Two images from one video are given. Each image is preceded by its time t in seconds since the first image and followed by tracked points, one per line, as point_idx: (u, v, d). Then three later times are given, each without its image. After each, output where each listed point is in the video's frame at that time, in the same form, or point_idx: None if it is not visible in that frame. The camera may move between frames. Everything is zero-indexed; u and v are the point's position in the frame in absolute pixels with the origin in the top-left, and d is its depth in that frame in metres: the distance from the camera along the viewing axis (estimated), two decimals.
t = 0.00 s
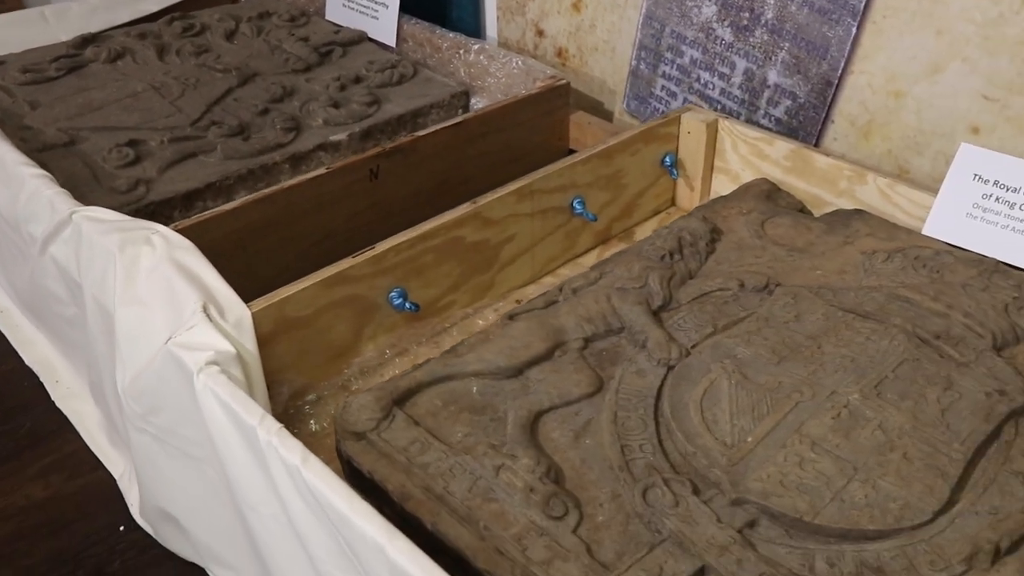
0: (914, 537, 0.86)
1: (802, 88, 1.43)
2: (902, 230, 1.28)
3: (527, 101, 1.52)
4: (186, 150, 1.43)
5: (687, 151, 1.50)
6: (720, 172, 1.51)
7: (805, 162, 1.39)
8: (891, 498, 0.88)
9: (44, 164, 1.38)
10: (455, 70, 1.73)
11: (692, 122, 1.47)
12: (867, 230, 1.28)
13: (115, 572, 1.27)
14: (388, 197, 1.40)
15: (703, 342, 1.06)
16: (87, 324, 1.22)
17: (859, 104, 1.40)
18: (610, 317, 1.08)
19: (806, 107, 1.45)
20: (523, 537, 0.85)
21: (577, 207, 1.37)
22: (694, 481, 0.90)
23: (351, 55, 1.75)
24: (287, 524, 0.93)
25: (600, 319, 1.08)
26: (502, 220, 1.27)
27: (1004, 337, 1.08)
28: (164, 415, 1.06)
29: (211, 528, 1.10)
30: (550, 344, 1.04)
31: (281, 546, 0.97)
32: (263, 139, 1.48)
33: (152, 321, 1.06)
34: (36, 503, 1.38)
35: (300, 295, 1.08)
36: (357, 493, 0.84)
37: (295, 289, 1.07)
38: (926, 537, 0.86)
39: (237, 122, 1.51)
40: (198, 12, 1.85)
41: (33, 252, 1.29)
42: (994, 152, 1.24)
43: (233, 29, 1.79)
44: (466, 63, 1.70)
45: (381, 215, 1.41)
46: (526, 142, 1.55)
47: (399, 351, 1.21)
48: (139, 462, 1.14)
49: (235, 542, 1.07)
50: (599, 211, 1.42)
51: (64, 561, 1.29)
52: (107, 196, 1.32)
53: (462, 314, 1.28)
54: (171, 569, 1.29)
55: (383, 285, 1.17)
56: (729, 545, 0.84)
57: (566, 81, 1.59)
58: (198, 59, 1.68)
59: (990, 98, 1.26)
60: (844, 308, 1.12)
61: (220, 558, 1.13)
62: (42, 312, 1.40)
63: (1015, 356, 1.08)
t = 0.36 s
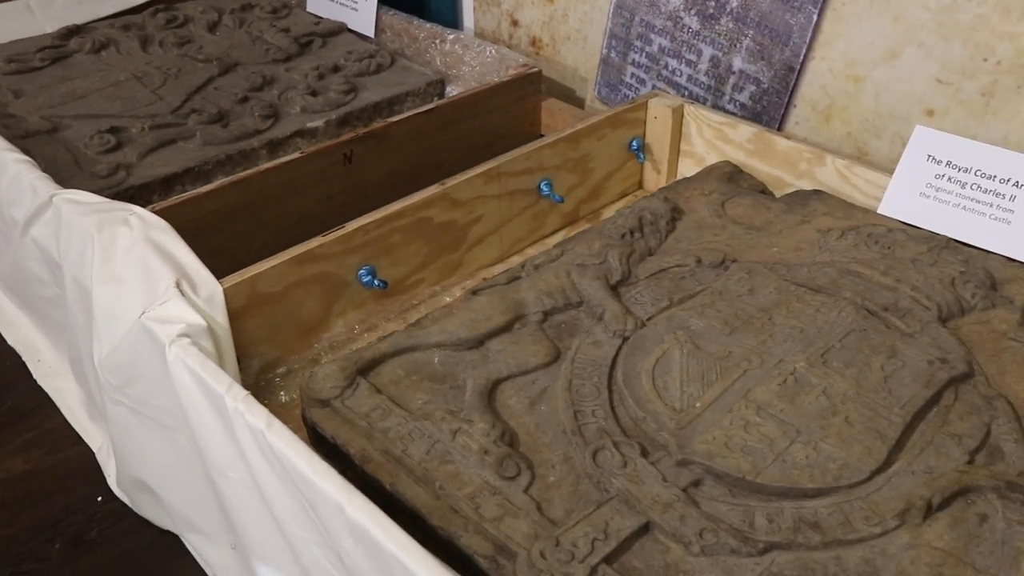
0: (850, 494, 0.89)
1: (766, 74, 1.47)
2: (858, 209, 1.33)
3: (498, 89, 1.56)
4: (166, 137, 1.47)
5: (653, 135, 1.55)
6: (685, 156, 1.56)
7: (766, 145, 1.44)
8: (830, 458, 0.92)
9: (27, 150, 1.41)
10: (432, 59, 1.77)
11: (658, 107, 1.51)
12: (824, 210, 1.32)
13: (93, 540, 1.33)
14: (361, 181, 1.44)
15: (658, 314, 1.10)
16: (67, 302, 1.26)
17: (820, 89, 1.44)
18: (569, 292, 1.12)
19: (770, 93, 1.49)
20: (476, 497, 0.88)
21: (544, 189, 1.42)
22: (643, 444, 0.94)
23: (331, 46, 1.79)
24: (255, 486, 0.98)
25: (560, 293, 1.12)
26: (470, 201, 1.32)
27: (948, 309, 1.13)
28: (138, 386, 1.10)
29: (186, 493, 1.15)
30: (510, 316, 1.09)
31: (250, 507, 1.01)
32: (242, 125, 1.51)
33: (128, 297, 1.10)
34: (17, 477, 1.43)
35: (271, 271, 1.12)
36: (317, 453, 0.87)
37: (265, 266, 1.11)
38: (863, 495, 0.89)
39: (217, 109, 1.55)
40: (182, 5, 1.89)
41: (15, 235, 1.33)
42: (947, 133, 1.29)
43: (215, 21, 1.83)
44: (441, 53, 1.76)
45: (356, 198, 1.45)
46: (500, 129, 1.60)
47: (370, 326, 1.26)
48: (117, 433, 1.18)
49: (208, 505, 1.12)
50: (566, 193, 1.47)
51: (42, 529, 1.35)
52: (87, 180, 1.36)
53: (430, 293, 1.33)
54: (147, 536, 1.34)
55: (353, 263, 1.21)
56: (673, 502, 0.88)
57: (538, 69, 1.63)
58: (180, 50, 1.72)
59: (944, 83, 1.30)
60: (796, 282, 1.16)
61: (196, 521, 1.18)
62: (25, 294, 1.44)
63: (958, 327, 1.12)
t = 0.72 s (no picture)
0: (791, 455, 0.93)
1: (730, 61, 1.52)
2: (815, 190, 1.39)
3: (471, 78, 1.61)
4: (147, 125, 1.51)
5: (621, 122, 1.61)
6: (652, 142, 1.62)
7: (729, 130, 1.49)
8: (774, 420, 0.96)
9: (11, 138, 1.45)
10: (409, 51, 1.82)
11: (626, 95, 1.57)
12: (782, 191, 1.39)
13: (68, 514, 1.39)
14: (337, 166, 1.49)
15: (616, 289, 1.14)
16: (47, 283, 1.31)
17: (782, 75, 1.49)
18: (531, 268, 1.17)
19: (734, 79, 1.53)
20: (434, 458, 0.92)
21: (513, 173, 1.47)
22: (596, 409, 0.98)
23: (310, 38, 1.84)
24: (224, 453, 1.02)
25: (522, 269, 1.17)
26: (440, 184, 1.37)
27: (897, 284, 1.17)
28: (113, 361, 1.14)
29: (161, 464, 1.20)
30: (474, 291, 1.13)
31: (220, 473, 1.06)
32: (221, 114, 1.55)
33: (107, 275, 1.13)
34: None
35: (246, 250, 1.16)
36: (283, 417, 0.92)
37: (240, 245, 1.15)
38: (804, 455, 0.93)
39: (197, 99, 1.59)
40: None
41: None
42: (903, 117, 1.34)
43: (198, 14, 1.88)
44: (418, 44, 1.81)
45: (331, 183, 1.49)
46: (473, 117, 1.65)
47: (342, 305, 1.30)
48: (94, 407, 1.23)
49: (183, 473, 1.17)
50: (535, 178, 1.53)
51: (19, 505, 1.40)
52: (70, 166, 1.39)
53: (402, 273, 1.38)
54: (121, 510, 1.40)
55: (326, 243, 1.26)
56: (622, 462, 0.92)
57: (511, 59, 1.68)
58: (163, 42, 1.76)
59: (899, 67, 1.35)
60: (751, 258, 1.20)
61: (170, 491, 1.22)
62: (7, 279, 1.49)
63: (905, 301, 1.17)
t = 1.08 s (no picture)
0: (737, 419, 0.97)
1: (697, 51, 1.58)
2: (777, 175, 1.44)
3: (446, 69, 1.66)
4: (132, 115, 1.54)
5: (592, 112, 1.66)
6: (623, 131, 1.67)
7: (695, 118, 1.55)
8: (722, 387, 1.00)
9: None
10: (389, 44, 1.87)
11: (596, 84, 1.62)
12: (745, 176, 1.44)
13: (53, 494, 1.43)
14: (315, 154, 1.53)
15: (578, 266, 1.19)
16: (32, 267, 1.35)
17: (747, 64, 1.54)
18: (497, 247, 1.22)
19: (701, 69, 1.59)
20: (397, 423, 0.97)
21: (486, 160, 1.52)
22: (553, 377, 1.02)
23: (293, 32, 1.89)
24: (199, 423, 1.06)
25: (489, 248, 1.22)
26: (413, 169, 1.42)
27: (849, 262, 1.22)
28: (94, 337, 1.18)
29: (141, 440, 1.24)
30: (441, 268, 1.18)
31: (196, 444, 1.10)
32: (204, 104, 1.59)
33: (89, 254, 1.17)
34: None
35: (223, 230, 1.21)
36: (253, 383, 0.96)
37: (218, 225, 1.20)
38: (750, 420, 0.97)
39: (181, 90, 1.62)
40: None
41: None
42: (860, 103, 1.39)
43: (183, 9, 1.92)
44: (398, 37, 1.86)
45: (310, 170, 1.54)
46: (449, 107, 1.70)
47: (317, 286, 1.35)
48: (77, 385, 1.27)
49: (162, 448, 1.21)
50: (507, 165, 1.58)
51: (6, 486, 1.45)
52: (55, 153, 1.42)
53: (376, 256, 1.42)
54: (104, 490, 1.44)
55: (302, 225, 1.30)
56: (575, 426, 0.96)
57: (486, 51, 1.74)
58: (149, 35, 1.80)
59: (857, 54, 1.40)
60: (709, 238, 1.25)
61: (150, 466, 1.26)
62: None
63: (857, 278, 1.21)
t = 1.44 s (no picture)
0: (689, 389, 1.02)
1: (668, 44, 1.64)
2: (744, 163, 1.48)
3: (426, 62, 1.72)
4: (120, 105, 1.57)
5: (568, 103, 1.71)
6: (598, 122, 1.72)
7: (666, 108, 1.60)
8: (675, 358, 1.04)
9: None
10: (373, 38, 1.93)
11: (572, 76, 1.67)
12: (713, 164, 1.48)
13: (43, 472, 1.48)
14: (297, 143, 1.58)
15: (544, 247, 1.24)
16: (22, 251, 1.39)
17: (715, 55, 1.60)
18: (466, 229, 1.27)
19: (672, 61, 1.65)
20: (364, 392, 1.01)
21: (463, 149, 1.57)
22: (515, 349, 1.07)
23: (280, 26, 1.94)
24: (177, 394, 1.11)
25: (458, 230, 1.26)
26: (391, 156, 1.47)
27: (806, 244, 1.26)
28: (79, 315, 1.23)
29: (125, 416, 1.28)
30: (412, 248, 1.23)
31: (175, 416, 1.14)
32: (191, 96, 1.63)
33: (74, 236, 1.21)
34: None
35: (204, 212, 1.25)
36: (228, 353, 1.01)
37: (199, 207, 1.24)
38: (701, 390, 1.02)
39: (169, 82, 1.66)
40: None
41: None
42: (821, 93, 1.44)
43: (173, 4, 1.97)
44: (381, 31, 1.92)
45: (293, 158, 1.59)
46: (429, 99, 1.76)
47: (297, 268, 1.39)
48: (64, 363, 1.31)
49: (145, 423, 1.26)
50: (484, 154, 1.62)
51: None
52: (45, 142, 1.46)
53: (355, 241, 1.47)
54: (90, 469, 1.48)
55: (281, 209, 1.35)
56: (533, 395, 1.00)
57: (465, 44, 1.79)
58: (139, 30, 1.85)
59: (819, 45, 1.46)
60: (672, 221, 1.29)
61: (134, 442, 1.31)
62: None
63: (815, 260, 1.26)
